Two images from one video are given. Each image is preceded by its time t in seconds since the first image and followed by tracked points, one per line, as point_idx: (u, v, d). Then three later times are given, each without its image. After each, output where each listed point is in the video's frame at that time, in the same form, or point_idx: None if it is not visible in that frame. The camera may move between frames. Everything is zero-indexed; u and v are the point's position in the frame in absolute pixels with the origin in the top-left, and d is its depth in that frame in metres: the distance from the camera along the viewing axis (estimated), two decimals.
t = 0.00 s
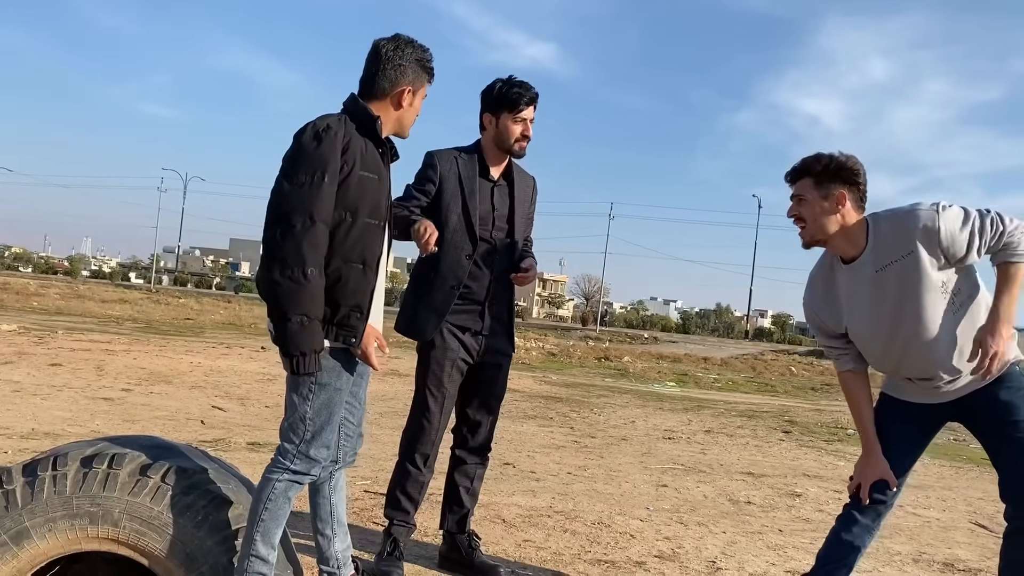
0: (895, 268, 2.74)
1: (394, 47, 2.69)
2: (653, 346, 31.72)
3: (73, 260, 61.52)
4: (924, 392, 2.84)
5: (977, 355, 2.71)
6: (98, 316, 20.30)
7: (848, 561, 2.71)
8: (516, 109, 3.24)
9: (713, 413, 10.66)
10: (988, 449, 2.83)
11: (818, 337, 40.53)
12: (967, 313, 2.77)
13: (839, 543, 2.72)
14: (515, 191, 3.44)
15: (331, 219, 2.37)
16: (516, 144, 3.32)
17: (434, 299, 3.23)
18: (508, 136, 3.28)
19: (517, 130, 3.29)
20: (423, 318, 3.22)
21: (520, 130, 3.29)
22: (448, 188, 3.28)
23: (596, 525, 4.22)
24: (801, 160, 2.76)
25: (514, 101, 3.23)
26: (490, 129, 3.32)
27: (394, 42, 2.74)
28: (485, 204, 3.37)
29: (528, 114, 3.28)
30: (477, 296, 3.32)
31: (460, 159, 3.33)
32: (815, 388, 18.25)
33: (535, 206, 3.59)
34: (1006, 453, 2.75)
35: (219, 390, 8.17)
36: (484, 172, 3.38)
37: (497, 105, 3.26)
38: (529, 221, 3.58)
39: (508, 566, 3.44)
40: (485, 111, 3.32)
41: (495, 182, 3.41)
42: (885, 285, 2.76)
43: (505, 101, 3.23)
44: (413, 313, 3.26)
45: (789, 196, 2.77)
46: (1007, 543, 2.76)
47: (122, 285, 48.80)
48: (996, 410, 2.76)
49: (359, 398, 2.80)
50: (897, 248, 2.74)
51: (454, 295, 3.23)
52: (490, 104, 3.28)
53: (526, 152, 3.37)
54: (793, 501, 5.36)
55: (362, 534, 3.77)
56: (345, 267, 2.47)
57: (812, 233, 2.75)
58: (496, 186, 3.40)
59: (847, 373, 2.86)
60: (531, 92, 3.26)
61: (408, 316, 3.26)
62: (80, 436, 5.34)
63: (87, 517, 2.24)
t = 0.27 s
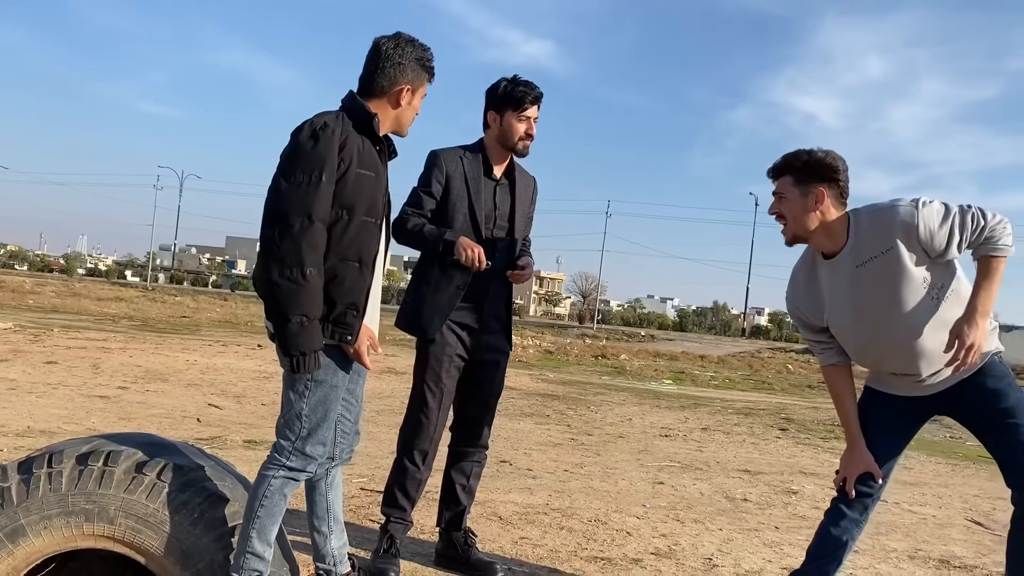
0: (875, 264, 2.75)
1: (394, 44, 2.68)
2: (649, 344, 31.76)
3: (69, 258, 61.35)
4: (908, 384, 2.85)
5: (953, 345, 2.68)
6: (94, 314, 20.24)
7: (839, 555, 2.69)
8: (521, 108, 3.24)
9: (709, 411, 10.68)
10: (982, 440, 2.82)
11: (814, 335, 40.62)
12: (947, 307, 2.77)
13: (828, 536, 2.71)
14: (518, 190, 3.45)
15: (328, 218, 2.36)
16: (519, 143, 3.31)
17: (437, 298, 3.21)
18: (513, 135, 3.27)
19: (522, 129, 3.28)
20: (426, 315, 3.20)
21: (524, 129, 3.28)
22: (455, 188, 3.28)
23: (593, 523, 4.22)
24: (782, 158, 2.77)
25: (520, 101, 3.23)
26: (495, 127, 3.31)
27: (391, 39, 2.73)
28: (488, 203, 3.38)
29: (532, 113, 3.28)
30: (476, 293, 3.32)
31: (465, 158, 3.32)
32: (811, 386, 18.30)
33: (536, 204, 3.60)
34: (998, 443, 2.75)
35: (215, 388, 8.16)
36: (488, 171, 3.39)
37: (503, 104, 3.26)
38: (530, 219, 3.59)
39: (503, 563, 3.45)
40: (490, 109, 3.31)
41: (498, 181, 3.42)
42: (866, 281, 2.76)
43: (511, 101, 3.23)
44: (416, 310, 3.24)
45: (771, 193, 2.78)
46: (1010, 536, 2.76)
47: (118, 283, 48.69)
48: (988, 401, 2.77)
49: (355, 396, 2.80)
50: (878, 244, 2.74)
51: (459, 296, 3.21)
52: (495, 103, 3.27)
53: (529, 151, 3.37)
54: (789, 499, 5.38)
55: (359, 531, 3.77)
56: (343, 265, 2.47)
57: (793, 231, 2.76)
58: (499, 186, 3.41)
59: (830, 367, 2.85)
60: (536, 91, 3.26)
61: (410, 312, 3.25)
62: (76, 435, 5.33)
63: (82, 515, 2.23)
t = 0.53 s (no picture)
0: (917, 263, 2.75)
1: (393, 42, 2.68)
2: (646, 342, 31.79)
3: (65, 256, 61.20)
4: (931, 388, 2.83)
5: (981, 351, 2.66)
6: (90, 311, 20.20)
7: (841, 555, 2.72)
8: (523, 107, 3.24)
9: (706, 409, 10.70)
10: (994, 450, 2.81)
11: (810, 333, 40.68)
12: (983, 315, 2.77)
13: (831, 537, 2.72)
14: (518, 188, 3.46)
15: (323, 214, 2.36)
16: (520, 142, 3.30)
17: (440, 296, 3.23)
18: (514, 134, 3.27)
19: (523, 128, 3.28)
20: (430, 315, 3.21)
21: (526, 128, 3.28)
22: (458, 188, 3.27)
23: (590, 521, 4.23)
24: (830, 147, 2.75)
25: (521, 100, 3.23)
26: (495, 126, 3.31)
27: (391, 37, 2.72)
28: (491, 202, 3.38)
29: (533, 112, 3.28)
30: (480, 292, 3.32)
31: (467, 156, 3.31)
32: (807, 384, 18.33)
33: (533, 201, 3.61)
34: (1010, 453, 2.74)
35: (211, 386, 8.16)
36: (490, 169, 3.38)
37: (504, 102, 3.25)
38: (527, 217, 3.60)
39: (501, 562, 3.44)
40: (491, 108, 3.30)
41: (499, 179, 3.42)
42: (907, 278, 2.76)
43: (513, 99, 3.23)
44: (423, 310, 3.24)
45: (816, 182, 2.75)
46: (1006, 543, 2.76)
47: (113, 281, 48.59)
48: (1003, 411, 2.76)
49: (351, 394, 2.80)
50: (923, 242, 2.74)
51: (463, 296, 3.24)
52: (496, 102, 3.27)
53: (529, 149, 3.36)
54: (785, 496, 5.39)
55: (356, 529, 3.77)
56: (338, 262, 2.46)
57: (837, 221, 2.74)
58: (500, 184, 3.41)
59: (853, 366, 2.88)
60: (537, 90, 3.26)
61: (415, 314, 3.26)
62: (71, 432, 5.33)
63: (78, 514, 2.23)
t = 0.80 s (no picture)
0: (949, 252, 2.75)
1: (388, 39, 2.67)
2: (642, 339, 31.82)
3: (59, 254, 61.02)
4: (951, 378, 2.84)
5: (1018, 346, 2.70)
6: (86, 309, 20.15)
7: (846, 549, 2.70)
8: (510, 101, 3.24)
9: (701, 407, 10.72)
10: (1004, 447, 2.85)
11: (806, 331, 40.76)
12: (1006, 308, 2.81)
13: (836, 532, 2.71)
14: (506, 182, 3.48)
15: (320, 212, 2.35)
16: (509, 136, 3.31)
17: (436, 296, 3.22)
18: (502, 128, 3.28)
19: (511, 122, 3.29)
20: (427, 314, 3.20)
21: (514, 122, 3.29)
22: (450, 185, 3.26)
23: (586, 518, 4.23)
24: (861, 132, 2.73)
25: (508, 94, 3.23)
26: (482, 121, 3.31)
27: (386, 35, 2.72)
28: (481, 197, 3.39)
29: (521, 106, 3.28)
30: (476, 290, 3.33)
31: (456, 152, 3.30)
32: (803, 381, 18.36)
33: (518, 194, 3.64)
34: None
35: (207, 384, 8.14)
36: (479, 164, 3.38)
37: (490, 97, 3.25)
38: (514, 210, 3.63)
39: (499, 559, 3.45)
40: (477, 103, 3.30)
41: (488, 174, 3.43)
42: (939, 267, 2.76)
43: (499, 94, 3.23)
44: (418, 311, 3.22)
45: (846, 167, 2.74)
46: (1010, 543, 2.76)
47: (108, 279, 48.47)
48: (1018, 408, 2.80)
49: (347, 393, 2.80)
50: (954, 232, 2.74)
51: (460, 294, 3.24)
52: (482, 96, 3.27)
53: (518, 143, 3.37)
54: (781, 494, 5.40)
55: (352, 527, 3.77)
56: (335, 260, 2.46)
57: (866, 207, 2.73)
58: (489, 179, 3.43)
59: (868, 353, 2.84)
60: (523, 83, 3.26)
61: (410, 313, 3.24)
62: (66, 431, 5.32)
63: (73, 512, 2.22)
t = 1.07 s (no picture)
0: (908, 256, 2.76)
1: (385, 36, 2.67)
2: (637, 338, 31.86)
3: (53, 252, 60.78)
4: (924, 381, 2.85)
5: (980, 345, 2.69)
6: (80, 308, 20.08)
7: (837, 552, 2.72)
8: (488, 95, 3.21)
9: (697, 405, 10.74)
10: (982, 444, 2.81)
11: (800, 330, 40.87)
12: (971, 306, 2.81)
13: (825, 535, 2.74)
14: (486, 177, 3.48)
15: (315, 210, 2.35)
16: (488, 131, 3.29)
17: (415, 298, 3.22)
18: (481, 123, 3.26)
19: (491, 116, 3.27)
20: (407, 316, 3.19)
21: (493, 117, 3.26)
22: (429, 183, 3.25)
23: (581, 516, 4.24)
24: (816, 144, 2.75)
25: (486, 87, 3.21)
26: (461, 116, 3.29)
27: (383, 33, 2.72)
28: (462, 194, 3.39)
29: (500, 99, 3.26)
30: (459, 288, 3.33)
31: (436, 149, 3.28)
32: (798, 379, 18.41)
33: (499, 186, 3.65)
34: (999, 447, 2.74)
35: (202, 382, 8.13)
36: (458, 160, 3.37)
37: (469, 92, 3.23)
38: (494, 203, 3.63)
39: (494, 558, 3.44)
40: (455, 97, 3.28)
41: (467, 170, 3.42)
42: (899, 272, 2.77)
43: (477, 88, 3.21)
44: (398, 312, 3.21)
45: (803, 179, 2.75)
46: (993, 539, 2.75)
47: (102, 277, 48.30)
48: (991, 405, 2.77)
49: (342, 390, 2.79)
50: (912, 236, 2.75)
51: (441, 295, 3.22)
52: (460, 91, 3.24)
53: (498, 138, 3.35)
54: (776, 491, 5.41)
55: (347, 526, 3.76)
56: (331, 258, 2.46)
57: (824, 218, 2.74)
58: (469, 175, 3.43)
59: (842, 361, 2.85)
60: (502, 76, 3.24)
61: (389, 314, 3.23)
62: (61, 429, 5.30)
63: (67, 511, 2.22)
